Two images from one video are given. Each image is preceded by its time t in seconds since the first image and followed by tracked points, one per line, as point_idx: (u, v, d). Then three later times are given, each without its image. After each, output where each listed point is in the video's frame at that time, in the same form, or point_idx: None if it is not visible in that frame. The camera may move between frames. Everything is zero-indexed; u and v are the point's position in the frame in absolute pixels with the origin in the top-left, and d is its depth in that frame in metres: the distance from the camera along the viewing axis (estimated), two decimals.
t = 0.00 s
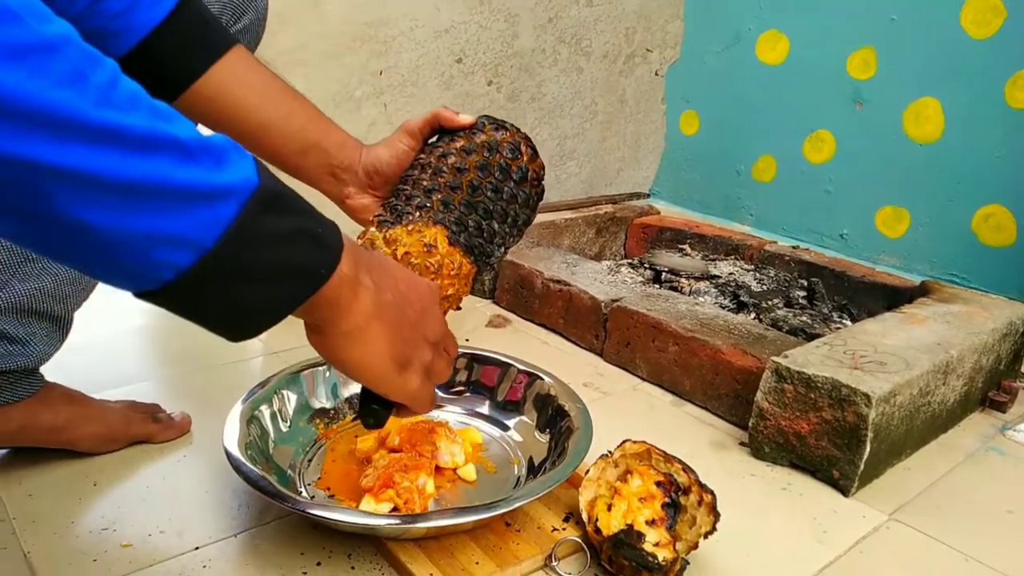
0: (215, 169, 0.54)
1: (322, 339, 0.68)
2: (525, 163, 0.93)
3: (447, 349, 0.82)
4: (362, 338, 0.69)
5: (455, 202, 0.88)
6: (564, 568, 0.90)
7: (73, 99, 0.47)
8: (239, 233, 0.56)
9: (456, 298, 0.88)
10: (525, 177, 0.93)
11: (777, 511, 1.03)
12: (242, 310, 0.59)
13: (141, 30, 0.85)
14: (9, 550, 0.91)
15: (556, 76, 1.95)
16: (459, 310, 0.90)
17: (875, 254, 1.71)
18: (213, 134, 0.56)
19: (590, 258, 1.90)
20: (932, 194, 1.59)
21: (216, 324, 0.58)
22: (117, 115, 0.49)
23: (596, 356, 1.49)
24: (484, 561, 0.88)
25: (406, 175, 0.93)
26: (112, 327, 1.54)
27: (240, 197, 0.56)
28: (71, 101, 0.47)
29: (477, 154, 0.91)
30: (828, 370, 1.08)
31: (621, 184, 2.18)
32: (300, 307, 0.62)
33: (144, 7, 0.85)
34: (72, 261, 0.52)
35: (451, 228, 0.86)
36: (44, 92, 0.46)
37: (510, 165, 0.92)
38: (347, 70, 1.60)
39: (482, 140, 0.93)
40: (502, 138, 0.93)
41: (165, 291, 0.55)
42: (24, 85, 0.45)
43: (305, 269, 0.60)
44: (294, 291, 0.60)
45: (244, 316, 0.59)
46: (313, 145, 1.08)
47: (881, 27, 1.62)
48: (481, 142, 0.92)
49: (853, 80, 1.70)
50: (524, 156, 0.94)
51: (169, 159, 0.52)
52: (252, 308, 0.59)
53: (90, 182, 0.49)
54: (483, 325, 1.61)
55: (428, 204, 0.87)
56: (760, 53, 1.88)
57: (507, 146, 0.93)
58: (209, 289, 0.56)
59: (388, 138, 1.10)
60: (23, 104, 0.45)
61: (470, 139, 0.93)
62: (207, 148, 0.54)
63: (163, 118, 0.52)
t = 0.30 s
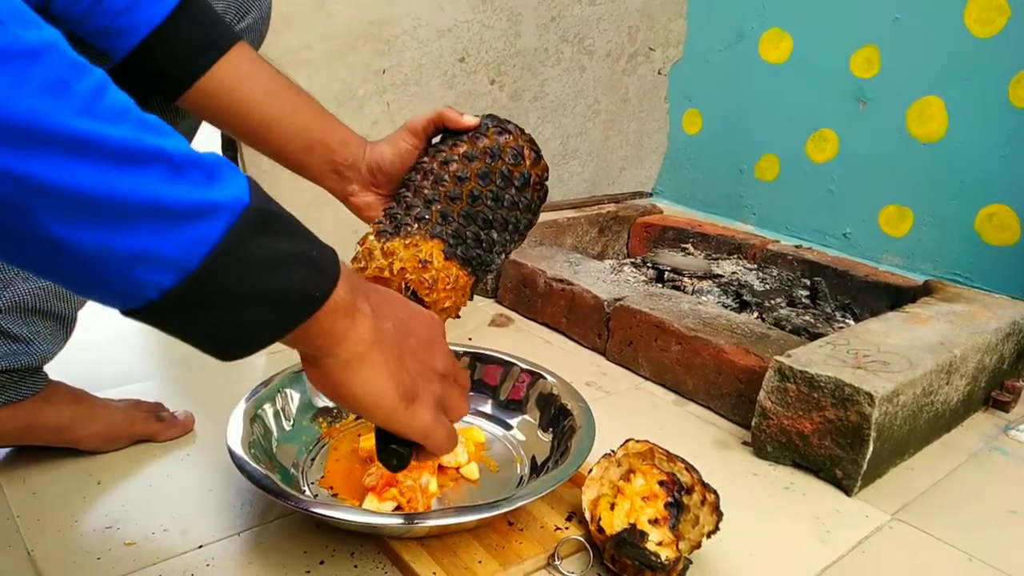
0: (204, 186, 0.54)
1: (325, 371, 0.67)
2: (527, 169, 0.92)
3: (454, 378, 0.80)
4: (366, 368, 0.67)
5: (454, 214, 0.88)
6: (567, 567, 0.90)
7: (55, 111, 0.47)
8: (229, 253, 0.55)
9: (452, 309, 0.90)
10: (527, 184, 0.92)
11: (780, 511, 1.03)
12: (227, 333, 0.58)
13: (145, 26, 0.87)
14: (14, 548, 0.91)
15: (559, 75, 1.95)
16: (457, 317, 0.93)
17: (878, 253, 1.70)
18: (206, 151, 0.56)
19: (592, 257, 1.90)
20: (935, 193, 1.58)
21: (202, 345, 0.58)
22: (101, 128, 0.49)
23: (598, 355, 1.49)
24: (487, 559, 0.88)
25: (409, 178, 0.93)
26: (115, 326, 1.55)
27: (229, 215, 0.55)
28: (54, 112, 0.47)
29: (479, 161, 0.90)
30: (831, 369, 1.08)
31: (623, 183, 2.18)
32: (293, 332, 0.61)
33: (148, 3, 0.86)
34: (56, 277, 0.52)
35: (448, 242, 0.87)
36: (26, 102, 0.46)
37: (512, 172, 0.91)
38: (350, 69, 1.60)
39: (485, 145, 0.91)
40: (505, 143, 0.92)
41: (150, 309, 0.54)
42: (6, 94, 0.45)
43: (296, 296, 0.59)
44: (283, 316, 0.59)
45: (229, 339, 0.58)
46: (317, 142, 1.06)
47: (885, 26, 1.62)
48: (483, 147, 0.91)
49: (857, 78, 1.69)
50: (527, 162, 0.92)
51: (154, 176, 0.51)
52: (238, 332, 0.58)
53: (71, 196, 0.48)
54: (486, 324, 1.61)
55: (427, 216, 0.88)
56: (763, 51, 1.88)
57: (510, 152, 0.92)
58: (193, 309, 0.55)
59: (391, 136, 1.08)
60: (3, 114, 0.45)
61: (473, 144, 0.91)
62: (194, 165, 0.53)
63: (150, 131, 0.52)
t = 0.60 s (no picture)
0: (133, 251, 0.49)
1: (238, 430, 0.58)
2: (533, 171, 0.93)
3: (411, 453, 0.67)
4: (278, 442, 0.57)
5: (466, 218, 0.88)
6: (567, 569, 0.90)
7: None
8: (149, 325, 0.50)
9: (466, 313, 0.89)
10: (533, 186, 0.93)
11: (780, 513, 1.03)
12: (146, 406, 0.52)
13: (142, 32, 0.87)
14: (14, 549, 0.91)
15: (560, 77, 1.95)
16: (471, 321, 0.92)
17: (878, 256, 1.70)
18: (157, 207, 0.52)
19: (593, 260, 1.90)
20: (936, 197, 1.58)
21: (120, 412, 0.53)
22: (28, 183, 0.45)
23: (599, 357, 1.49)
24: (488, 562, 0.88)
25: (414, 186, 0.93)
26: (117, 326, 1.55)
27: (155, 286, 0.50)
28: None
29: (486, 165, 0.91)
30: (831, 372, 1.08)
31: (624, 185, 2.18)
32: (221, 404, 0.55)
33: (144, 8, 0.86)
34: None
35: (462, 245, 0.87)
36: None
37: (519, 175, 0.92)
38: (351, 71, 1.60)
39: (491, 149, 0.92)
40: (511, 147, 0.93)
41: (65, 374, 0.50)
42: None
43: (224, 376, 0.53)
44: (208, 395, 0.53)
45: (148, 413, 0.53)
46: (317, 146, 1.06)
47: (886, 29, 1.62)
48: (490, 151, 0.92)
49: (858, 82, 1.69)
50: (532, 165, 0.93)
51: (77, 237, 0.47)
52: (158, 407, 0.53)
53: None
54: (487, 326, 1.61)
55: (439, 220, 0.87)
56: (765, 55, 1.88)
57: (516, 155, 0.93)
58: (107, 379, 0.50)
59: (394, 140, 1.07)
60: None
61: (479, 149, 0.92)
62: (129, 227, 0.49)
63: (90, 186, 0.48)
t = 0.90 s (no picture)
0: (174, 204, 0.53)
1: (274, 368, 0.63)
2: (531, 165, 0.94)
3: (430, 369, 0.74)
4: (317, 372, 0.62)
5: (458, 200, 0.88)
6: (565, 570, 0.90)
7: (28, 134, 0.47)
8: (196, 269, 0.54)
9: (453, 296, 0.88)
10: (530, 179, 0.93)
11: (778, 514, 1.03)
12: (196, 345, 0.57)
13: (140, 29, 0.88)
14: (11, 546, 0.91)
15: (560, 77, 1.95)
16: (458, 308, 0.90)
17: (877, 259, 1.71)
18: (181, 166, 0.55)
19: (592, 260, 1.90)
20: (935, 199, 1.59)
21: (170, 356, 0.57)
22: (74, 150, 0.49)
23: (598, 358, 1.49)
24: (486, 562, 0.88)
25: (412, 171, 0.94)
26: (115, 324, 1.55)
27: (198, 233, 0.54)
28: (26, 133, 0.47)
29: (483, 153, 0.91)
30: (829, 374, 1.08)
31: (624, 186, 2.18)
32: (260, 340, 0.59)
33: (144, 5, 0.87)
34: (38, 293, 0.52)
35: (452, 225, 0.86)
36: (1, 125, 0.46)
37: (516, 166, 0.92)
38: (351, 70, 1.60)
39: (490, 139, 0.93)
40: (510, 139, 0.94)
41: (122, 325, 0.54)
42: None
43: (265, 310, 0.58)
44: (252, 329, 0.58)
45: (198, 350, 0.57)
46: (317, 141, 1.04)
47: (885, 31, 1.62)
48: (488, 141, 0.93)
49: (858, 84, 1.70)
50: (531, 158, 0.94)
51: (125, 195, 0.51)
52: (205, 344, 0.57)
53: (35, 218, 0.48)
54: (485, 326, 1.61)
55: (430, 200, 0.87)
56: (765, 56, 1.88)
57: (514, 147, 0.93)
58: (159, 321, 0.54)
59: (396, 134, 1.07)
60: None
61: (478, 138, 0.93)
62: (164, 182, 0.53)
63: (125, 149, 0.52)
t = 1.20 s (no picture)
0: (194, 163, 0.53)
1: (306, 338, 0.65)
2: (534, 150, 0.90)
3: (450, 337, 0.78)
4: (352, 332, 0.65)
5: (457, 195, 0.88)
6: (567, 568, 0.90)
7: (49, 95, 0.45)
8: (220, 228, 0.54)
9: (456, 290, 0.90)
10: (533, 165, 0.90)
11: (779, 513, 1.03)
12: (221, 305, 0.57)
13: (147, 17, 0.88)
14: (14, 542, 0.91)
15: (564, 75, 1.95)
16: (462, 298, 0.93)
17: (881, 258, 1.70)
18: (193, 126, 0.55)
19: (595, 258, 1.90)
20: (938, 199, 1.58)
21: (194, 317, 0.57)
22: (94, 110, 0.48)
23: (600, 356, 1.49)
24: (488, 560, 0.88)
25: (415, 162, 0.93)
26: (116, 321, 1.55)
27: (220, 191, 0.54)
28: (46, 94, 0.45)
29: (483, 142, 0.89)
30: (832, 373, 1.07)
31: (627, 184, 2.18)
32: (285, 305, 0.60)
33: None
34: (56, 257, 0.51)
35: (451, 222, 0.87)
36: (21, 85, 0.44)
37: (518, 153, 0.89)
38: (355, 67, 1.60)
39: (491, 126, 0.90)
40: (511, 124, 0.90)
41: (145, 287, 0.53)
42: None
43: (288, 268, 0.58)
44: (277, 289, 0.58)
45: (222, 311, 0.57)
46: (324, 126, 1.04)
47: (890, 30, 1.62)
48: (489, 129, 0.90)
49: (862, 83, 1.69)
50: (533, 143, 0.91)
51: (147, 156, 0.50)
52: (230, 305, 0.57)
53: (62, 182, 0.47)
54: (487, 324, 1.61)
55: (430, 197, 0.88)
56: (769, 55, 1.88)
57: (516, 132, 0.90)
58: (186, 282, 0.54)
59: (399, 119, 1.05)
60: None
61: (478, 126, 0.90)
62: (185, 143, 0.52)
63: (142, 108, 0.51)
